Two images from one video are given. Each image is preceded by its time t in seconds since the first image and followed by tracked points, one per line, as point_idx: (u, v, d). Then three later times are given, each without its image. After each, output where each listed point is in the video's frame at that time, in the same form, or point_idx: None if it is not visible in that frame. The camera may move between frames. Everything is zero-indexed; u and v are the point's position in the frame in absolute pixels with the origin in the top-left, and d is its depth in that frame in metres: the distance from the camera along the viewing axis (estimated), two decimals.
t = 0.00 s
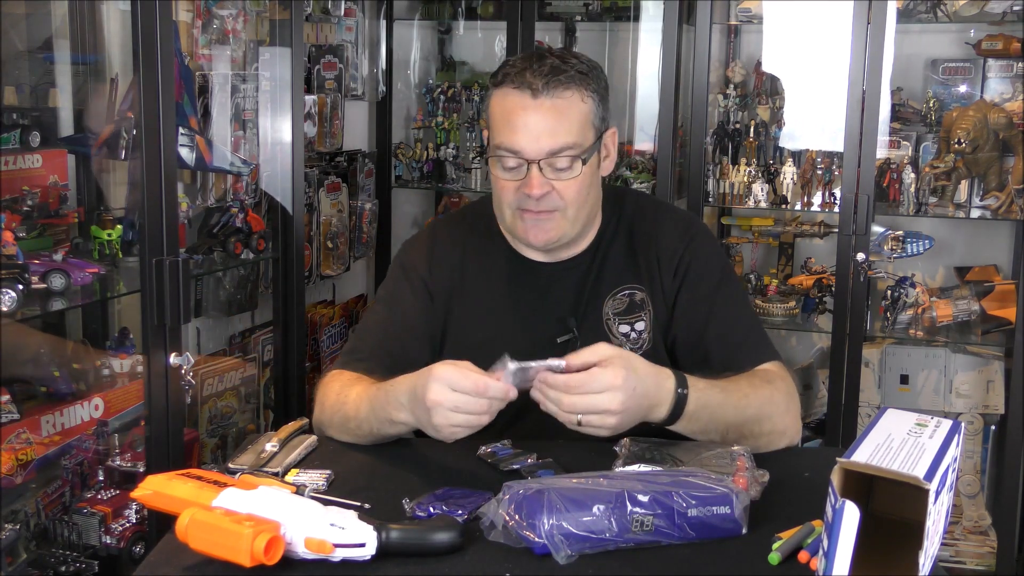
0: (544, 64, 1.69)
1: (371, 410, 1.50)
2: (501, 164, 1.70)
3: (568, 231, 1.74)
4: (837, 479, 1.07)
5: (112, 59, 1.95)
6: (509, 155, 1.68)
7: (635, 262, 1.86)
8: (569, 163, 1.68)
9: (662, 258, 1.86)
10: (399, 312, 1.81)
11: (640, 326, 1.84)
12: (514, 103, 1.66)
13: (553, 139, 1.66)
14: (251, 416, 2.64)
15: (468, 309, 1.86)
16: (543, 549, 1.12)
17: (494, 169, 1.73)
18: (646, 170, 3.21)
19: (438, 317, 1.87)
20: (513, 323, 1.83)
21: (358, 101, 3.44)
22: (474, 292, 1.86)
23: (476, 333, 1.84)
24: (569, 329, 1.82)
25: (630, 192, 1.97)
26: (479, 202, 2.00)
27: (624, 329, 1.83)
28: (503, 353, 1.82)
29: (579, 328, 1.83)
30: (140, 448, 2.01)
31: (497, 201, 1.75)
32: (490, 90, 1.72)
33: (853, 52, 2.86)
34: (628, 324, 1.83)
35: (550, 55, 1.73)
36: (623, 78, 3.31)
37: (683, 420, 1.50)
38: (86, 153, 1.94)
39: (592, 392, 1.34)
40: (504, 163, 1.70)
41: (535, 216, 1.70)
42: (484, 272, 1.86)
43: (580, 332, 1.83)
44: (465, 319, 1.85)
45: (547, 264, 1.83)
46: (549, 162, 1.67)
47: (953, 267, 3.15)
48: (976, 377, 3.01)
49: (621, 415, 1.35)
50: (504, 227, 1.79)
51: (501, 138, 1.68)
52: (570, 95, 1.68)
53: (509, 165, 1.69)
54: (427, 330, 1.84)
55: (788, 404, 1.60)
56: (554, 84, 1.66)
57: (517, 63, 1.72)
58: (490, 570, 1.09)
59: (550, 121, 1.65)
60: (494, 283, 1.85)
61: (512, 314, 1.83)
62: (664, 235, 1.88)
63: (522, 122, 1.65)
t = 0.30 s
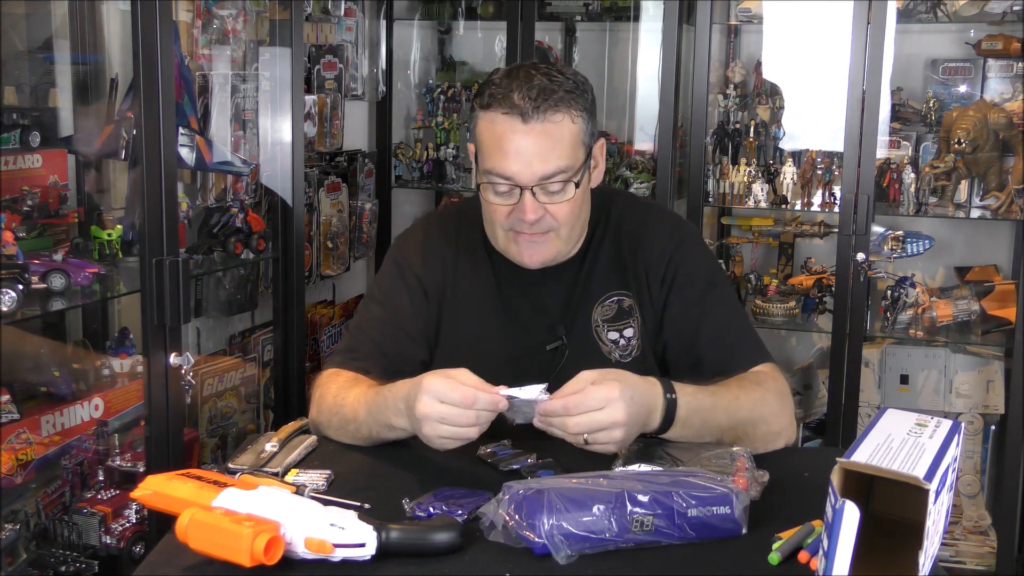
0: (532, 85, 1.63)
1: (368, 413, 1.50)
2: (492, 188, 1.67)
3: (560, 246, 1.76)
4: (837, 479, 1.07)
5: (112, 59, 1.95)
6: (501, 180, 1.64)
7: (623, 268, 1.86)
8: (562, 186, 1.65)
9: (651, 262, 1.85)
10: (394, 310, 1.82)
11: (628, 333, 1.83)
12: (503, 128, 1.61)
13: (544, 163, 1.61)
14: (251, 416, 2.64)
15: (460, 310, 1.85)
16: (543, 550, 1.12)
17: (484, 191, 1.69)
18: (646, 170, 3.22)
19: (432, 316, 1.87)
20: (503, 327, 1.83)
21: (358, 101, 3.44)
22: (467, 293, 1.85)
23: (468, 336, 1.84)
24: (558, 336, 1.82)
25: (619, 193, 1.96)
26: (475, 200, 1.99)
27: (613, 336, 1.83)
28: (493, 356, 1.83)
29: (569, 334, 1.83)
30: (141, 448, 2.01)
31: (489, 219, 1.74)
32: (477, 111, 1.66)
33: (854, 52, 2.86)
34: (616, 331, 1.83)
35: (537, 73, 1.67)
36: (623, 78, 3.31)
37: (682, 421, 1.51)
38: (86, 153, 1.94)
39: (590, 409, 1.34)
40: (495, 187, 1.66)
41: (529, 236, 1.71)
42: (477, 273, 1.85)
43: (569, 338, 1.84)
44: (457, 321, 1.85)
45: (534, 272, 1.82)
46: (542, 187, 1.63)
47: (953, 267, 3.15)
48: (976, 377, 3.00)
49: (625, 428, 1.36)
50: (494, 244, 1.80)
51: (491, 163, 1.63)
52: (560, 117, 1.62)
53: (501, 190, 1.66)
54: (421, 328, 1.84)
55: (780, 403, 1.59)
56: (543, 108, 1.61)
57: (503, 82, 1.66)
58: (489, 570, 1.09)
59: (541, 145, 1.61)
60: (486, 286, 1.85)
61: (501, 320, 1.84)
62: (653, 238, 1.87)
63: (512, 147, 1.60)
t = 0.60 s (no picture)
0: (532, 93, 1.64)
1: (373, 417, 1.50)
2: (493, 196, 1.67)
3: (562, 252, 1.75)
4: (837, 479, 1.07)
5: (112, 59, 1.95)
6: (502, 187, 1.64)
7: (621, 269, 1.86)
8: (563, 192, 1.65)
9: (649, 264, 1.85)
10: (394, 309, 1.82)
11: (627, 334, 1.83)
12: (503, 135, 1.61)
13: (545, 170, 1.62)
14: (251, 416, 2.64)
15: (460, 310, 1.85)
16: (543, 550, 1.12)
17: (486, 198, 1.69)
18: (646, 170, 3.22)
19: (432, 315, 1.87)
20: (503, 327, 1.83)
21: (358, 101, 3.44)
22: (467, 292, 1.85)
23: (468, 335, 1.84)
24: (557, 337, 1.81)
25: (618, 194, 1.96)
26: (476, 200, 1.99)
27: (612, 336, 1.83)
28: (492, 356, 1.83)
29: (568, 335, 1.83)
30: (140, 448, 2.01)
31: (491, 226, 1.74)
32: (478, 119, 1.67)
33: (853, 52, 2.86)
34: (615, 332, 1.83)
35: (537, 80, 1.68)
36: (623, 78, 3.32)
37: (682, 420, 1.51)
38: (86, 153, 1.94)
39: (583, 399, 1.35)
40: (497, 194, 1.66)
41: (532, 242, 1.70)
42: (477, 273, 1.85)
43: (568, 340, 1.83)
44: (457, 319, 1.85)
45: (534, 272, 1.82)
46: (543, 194, 1.63)
47: (953, 267, 3.15)
48: (976, 377, 3.00)
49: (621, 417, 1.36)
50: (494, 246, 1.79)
51: (492, 170, 1.63)
52: (561, 123, 1.63)
53: (502, 197, 1.66)
54: (421, 327, 1.84)
55: (777, 405, 1.59)
56: (544, 115, 1.61)
57: (503, 89, 1.67)
58: (489, 571, 1.09)
59: (542, 152, 1.61)
60: (486, 286, 1.85)
61: (500, 320, 1.84)
62: (651, 239, 1.87)
63: (513, 154, 1.61)
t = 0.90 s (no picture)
0: (538, 88, 1.64)
1: (374, 418, 1.50)
2: (499, 190, 1.67)
3: (567, 249, 1.75)
4: (837, 479, 1.07)
5: (112, 60, 1.95)
6: (508, 181, 1.64)
7: (625, 267, 1.86)
8: (568, 187, 1.65)
9: (653, 263, 1.86)
10: (396, 309, 1.82)
11: (631, 332, 1.83)
12: (510, 130, 1.62)
13: (551, 165, 1.62)
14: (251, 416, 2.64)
15: (462, 308, 1.85)
16: (543, 550, 1.12)
17: (491, 193, 1.69)
18: (646, 170, 3.22)
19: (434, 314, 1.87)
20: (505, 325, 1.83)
21: (358, 101, 3.44)
22: (469, 291, 1.85)
23: (470, 333, 1.84)
24: (561, 335, 1.82)
25: (622, 193, 1.97)
26: (478, 199, 1.99)
27: (616, 335, 1.83)
28: (495, 354, 1.83)
29: (571, 333, 1.83)
30: (140, 448, 2.01)
31: (496, 222, 1.74)
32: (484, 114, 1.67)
33: (853, 52, 2.86)
34: (619, 330, 1.83)
35: (543, 75, 1.68)
36: (623, 78, 3.32)
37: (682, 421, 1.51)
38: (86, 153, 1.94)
39: (599, 399, 1.36)
40: (502, 189, 1.66)
41: (536, 237, 1.70)
42: (481, 271, 1.85)
43: (572, 338, 1.83)
44: (459, 318, 1.85)
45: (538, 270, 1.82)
46: (549, 188, 1.64)
47: (953, 267, 3.15)
48: (976, 377, 3.00)
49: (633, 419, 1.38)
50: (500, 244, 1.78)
51: (498, 164, 1.63)
52: (567, 118, 1.63)
53: (508, 191, 1.66)
54: (423, 326, 1.84)
55: (777, 405, 1.59)
56: (550, 110, 1.62)
57: (510, 84, 1.67)
58: (489, 571, 1.09)
59: (548, 147, 1.61)
60: (489, 285, 1.85)
61: (503, 319, 1.83)
62: (655, 239, 1.87)
63: (519, 149, 1.61)
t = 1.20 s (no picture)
0: (541, 83, 1.65)
1: (378, 415, 1.50)
2: (500, 184, 1.66)
3: (566, 247, 1.74)
4: (837, 479, 1.07)
5: (112, 60, 1.95)
6: (509, 175, 1.64)
7: (628, 267, 1.86)
8: (569, 182, 1.65)
9: (656, 263, 1.86)
10: (396, 309, 1.81)
11: (633, 332, 1.83)
12: (512, 124, 1.62)
13: (553, 160, 1.62)
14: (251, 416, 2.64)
15: (463, 309, 1.85)
16: (543, 551, 1.12)
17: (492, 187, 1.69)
18: (646, 170, 3.22)
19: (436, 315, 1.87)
20: (507, 326, 1.83)
21: (358, 101, 3.44)
22: (471, 291, 1.85)
23: (472, 334, 1.84)
24: (563, 335, 1.82)
25: (624, 194, 1.97)
26: (479, 200, 2.00)
27: (618, 335, 1.83)
28: (496, 355, 1.82)
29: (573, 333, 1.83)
30: (140, 448, 2.01)
31: (496, 218, 1.73)
32: (486, 108, 1.67)
33: (853, 52, 2.86)
34: (622, 331, 1.83)
35: (546, 72, 1.68)
36: (623, 78, 3.32)
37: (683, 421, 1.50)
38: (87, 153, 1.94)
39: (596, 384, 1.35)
40: (503, 183, 1.66)
41: (535, 233, 1.69)
42: (483, 272, 1.85)
43: (574, 339, 1.83)
44: (461, 319, 1.85)
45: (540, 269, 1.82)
46: (549, 183, 1.64)
47: (953, 267, 3.15)
48: (976, 377, 3.00)
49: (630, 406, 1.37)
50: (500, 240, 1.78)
51: (499, 159, 1.63)
52: (569, 114, 1.63)
53: (508, 185, 1.65)
54: (424, 327, 1.84)
55: (778, 406, 1.59)
56: (552, 105, 1.62)
57: (512, 80, 1.67)
58: (489, 571, 1.09)
59: (550, 142, 1.61)
60: (491, 284, 1.85)
61: (505, 319, 1.83)
62: (657, 240, 1.88)
63: (521, 143, 1.61)
